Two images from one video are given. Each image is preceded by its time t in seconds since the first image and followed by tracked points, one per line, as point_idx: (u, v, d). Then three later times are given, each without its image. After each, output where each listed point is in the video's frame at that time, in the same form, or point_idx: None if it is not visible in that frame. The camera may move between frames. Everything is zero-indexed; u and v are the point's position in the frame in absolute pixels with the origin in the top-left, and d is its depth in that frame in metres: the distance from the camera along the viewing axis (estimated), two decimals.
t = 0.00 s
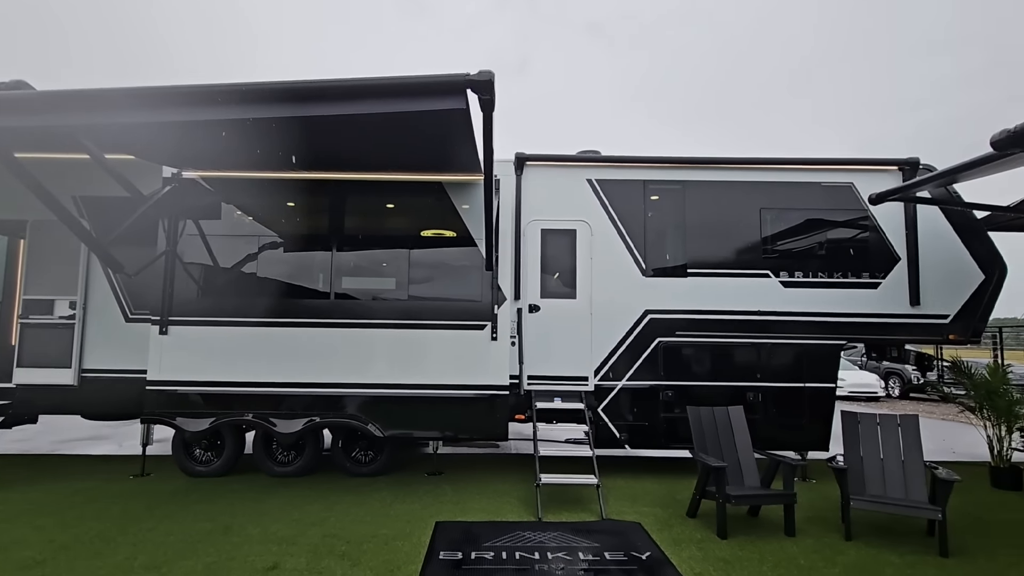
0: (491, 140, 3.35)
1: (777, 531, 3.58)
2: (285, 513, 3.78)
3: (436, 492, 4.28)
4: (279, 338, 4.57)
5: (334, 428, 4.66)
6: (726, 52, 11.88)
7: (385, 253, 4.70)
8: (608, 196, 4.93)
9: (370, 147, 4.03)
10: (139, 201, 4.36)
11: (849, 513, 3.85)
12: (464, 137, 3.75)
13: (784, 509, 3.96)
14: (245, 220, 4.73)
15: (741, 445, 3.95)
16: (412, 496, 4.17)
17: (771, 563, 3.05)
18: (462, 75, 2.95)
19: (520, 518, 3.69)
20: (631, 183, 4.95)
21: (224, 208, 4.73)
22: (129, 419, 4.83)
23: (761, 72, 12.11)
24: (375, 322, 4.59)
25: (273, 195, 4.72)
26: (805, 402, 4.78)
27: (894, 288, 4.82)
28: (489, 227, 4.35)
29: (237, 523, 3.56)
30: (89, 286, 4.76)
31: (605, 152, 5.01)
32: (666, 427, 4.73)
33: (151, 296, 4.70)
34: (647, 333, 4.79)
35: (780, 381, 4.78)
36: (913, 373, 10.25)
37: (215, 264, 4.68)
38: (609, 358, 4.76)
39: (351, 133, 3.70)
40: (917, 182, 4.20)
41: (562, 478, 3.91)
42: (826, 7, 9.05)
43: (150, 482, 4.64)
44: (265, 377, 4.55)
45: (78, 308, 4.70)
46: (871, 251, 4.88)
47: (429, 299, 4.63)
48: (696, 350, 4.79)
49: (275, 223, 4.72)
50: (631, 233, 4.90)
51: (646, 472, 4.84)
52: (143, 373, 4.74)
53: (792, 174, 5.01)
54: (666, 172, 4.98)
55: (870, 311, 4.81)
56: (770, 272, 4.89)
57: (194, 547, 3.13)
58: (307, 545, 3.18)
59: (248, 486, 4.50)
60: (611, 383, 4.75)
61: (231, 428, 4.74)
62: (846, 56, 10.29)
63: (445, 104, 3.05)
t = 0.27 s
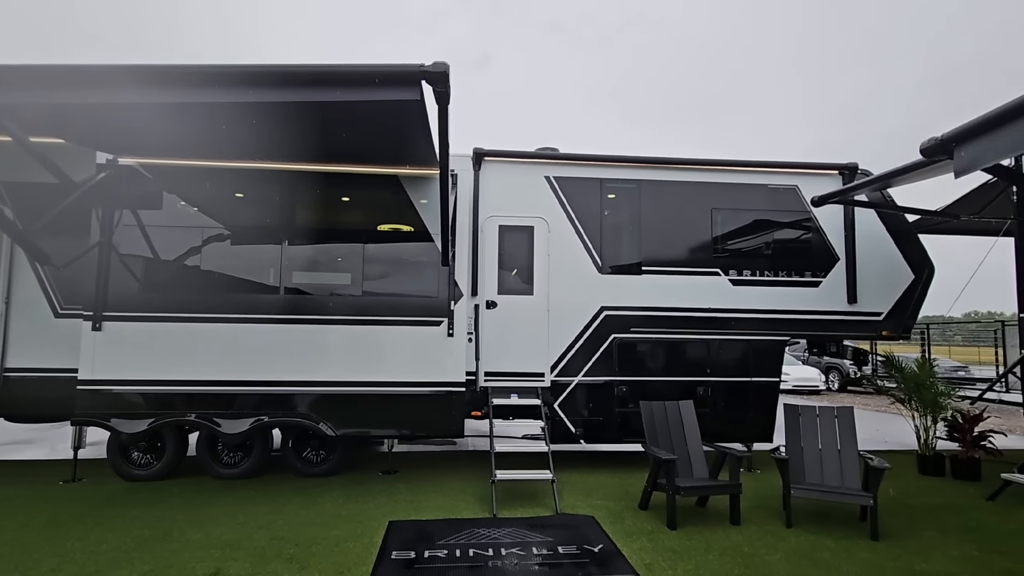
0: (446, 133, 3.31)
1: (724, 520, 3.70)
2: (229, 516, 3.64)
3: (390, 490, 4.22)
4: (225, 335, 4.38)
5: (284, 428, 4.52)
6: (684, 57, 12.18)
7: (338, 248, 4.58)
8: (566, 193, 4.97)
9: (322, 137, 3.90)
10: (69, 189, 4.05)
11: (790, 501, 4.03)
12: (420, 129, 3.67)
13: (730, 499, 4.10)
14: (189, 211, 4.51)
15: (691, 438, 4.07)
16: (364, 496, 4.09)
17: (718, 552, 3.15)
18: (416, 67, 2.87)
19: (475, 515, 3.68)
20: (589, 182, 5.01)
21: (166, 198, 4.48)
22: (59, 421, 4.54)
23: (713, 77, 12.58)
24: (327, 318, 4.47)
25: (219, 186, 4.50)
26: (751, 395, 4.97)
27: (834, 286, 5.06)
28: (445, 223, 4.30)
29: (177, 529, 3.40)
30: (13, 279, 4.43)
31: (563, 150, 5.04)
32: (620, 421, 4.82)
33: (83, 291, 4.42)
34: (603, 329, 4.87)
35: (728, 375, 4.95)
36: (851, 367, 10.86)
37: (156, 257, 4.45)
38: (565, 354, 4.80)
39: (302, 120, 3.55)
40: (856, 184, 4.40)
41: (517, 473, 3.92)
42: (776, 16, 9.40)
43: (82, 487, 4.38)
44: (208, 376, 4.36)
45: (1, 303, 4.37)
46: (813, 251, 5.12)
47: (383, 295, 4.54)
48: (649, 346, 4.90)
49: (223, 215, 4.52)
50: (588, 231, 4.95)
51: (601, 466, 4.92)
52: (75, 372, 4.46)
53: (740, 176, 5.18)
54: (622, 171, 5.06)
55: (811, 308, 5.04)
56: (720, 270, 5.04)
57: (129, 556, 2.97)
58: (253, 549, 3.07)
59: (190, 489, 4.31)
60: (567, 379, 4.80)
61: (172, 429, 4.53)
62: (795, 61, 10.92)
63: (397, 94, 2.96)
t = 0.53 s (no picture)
0: (401, 127, 3.23)
1: (679, 514, 3.77)
2: (172, 524, 3.47)
3: (346, 493, 4.12)
4: (169, 334, 4.18)
5: (234, 430, 4.35)
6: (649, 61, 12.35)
7: (292, 244, 4.44)
8: (527, 191, 4.96)
9: (273, 128, 3.71)
10: None
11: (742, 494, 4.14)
12: (374, 121, 3.55)
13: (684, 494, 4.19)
14: (132, 203, 4.27)
15: (647, 434, 4.13)
16: (319, 499, 3.98)
17: (672, 546, 3.21)
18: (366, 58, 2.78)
19: (432, 516, 3.63)
20: (550, 180, 5.01)
21: (105, 188, 4.23)
22: None
23: (675, 80, 12.84)
24: (279, 316, 4.32)
25: (164, 177, 4.23)
26: (706, 392, 5.09)
27: (784, 285, 5.23)
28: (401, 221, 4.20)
29: (114, 539, 3.22)
30: None
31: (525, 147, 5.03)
32: (579, 418, 4.86)
33: (11, 286, 4.14)
34: (563, 327, 4.88)
35: (684, 372, 5.05)
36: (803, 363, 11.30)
37: (94, 251, 4.19)
38: (525, 352, 4.80)
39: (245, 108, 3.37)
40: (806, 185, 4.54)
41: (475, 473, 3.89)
42: (745, 22, 9.63)
43: (11, 497, 4.10)
44: (151, 377, 4.14)
45: None
46: (765, 251, 5.27)
47: (338, 292, 4.42)
48: (609, 343, 4.95)
49: (170, 208, 4.29)
50: (548, 229, 4.96)
51: (561, 463, 4.94)
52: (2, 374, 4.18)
53: (697, 177, 5.29)
54: (582, 170, 5.08)
55: (764, 306, 5.19)
56: (677, 269, 5.13)
57: (58, 569, 2.79)
58: (196, 558, 2.93)
59: (132, 496, 4.10)
60: (527, 377, 4.79)
61: (112, 433, 4.30)
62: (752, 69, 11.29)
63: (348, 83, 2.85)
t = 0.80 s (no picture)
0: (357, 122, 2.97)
1: (640, 513, 3.78)
2: (114, 534, 3.30)
3: (303, 497, 4.00)
4: (114, 334, 3.97)
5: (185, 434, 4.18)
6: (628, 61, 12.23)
7: (248, 241, 4.30)
8: (493, 189, 4.91)
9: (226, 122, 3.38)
10: None
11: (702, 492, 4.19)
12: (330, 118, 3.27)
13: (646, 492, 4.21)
14: (77, 196, 4.05)
15: (610, 433, 4.13)
16: (274, 504, 3.85)
17: (632, 545, 3.20)
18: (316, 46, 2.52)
19: (391, 520, 3.55)
20: (516, 178, 4.97)
21: (47, 179, 3.97)
22: None
23: (651, 81, 12.85)
24: (233, 315, 4.16)
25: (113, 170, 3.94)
26: (669, 390, 5.13)
27: (745, 284, 5.32)
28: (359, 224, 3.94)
29: (48, 551, 3.04)
30: None
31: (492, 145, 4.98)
32: (544, 418, 4.83)
33: None
34: (528, 326, 4.85)
35: (648, 371, 5.08)
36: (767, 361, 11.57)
37: (32, 245, 3.95)
38: (490, 351, 4.74)
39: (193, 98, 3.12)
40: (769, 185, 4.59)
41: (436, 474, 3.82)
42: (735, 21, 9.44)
43: None
44: (93, 380, 3.93)
45: None
46: (728, 251, 5.35)
47: (295, 290, 4.29)
48: (574, 342, 4.94)
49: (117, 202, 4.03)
50: (514, 227, 4.91)
51: (526, 463, 4.91)
52: None
53: (661, 177, 5.34)
54: (548, 168, 5.06)
55: (726, 305, 5.26)
56: (641, 268, 5.16)
57: None
58: (137, 570, 2.79)
59: (73, 505, 3.89)
60: (492, 376, 4.74)
61: (53, 438, 4.08)
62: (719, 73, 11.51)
63: (291, 76, 2.57)
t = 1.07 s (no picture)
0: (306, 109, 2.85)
1: (603, 515, 3.74)
2: (48, 547, 3.10)
3: (256, 505, 3.84)
4: (53, 335, 3.76)
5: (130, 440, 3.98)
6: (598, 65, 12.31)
7: (199, 238, 4.10)
8: (459, 186, 4.82)
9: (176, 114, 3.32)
10: None
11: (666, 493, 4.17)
12: (277, 105, 3.14)
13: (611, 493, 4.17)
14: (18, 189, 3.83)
15: (574, 434, 4.08)
16: (224, 512, 3.68)
17: (593, 548, 3.15)
18: (253, 30, 2.39)
19: (348, 527, 3.43)
20: (482, 176, 4.90)
21: None
22: None
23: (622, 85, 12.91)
24: (182, 315, 3.98)
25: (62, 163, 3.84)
26: (635, 391, 5.11)
27: (712, 285, 5.34)
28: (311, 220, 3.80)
29: None
30: None
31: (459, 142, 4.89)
32: (510, 419, 4.76)
33: None
34: (494, 327, 4.78)
35: (615, 371, 5.05)
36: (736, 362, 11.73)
37: None
38: (455, 351, 4.65)
39: (129, 85, 2.96)
40: (735, 186, 4.60)
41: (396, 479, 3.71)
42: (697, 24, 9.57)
43: None
44: (29, 384, 3.72)
45: None
46: (695, 251, 5.36)
47: (248, 288, 4.13)
48: (540, 342, 4.87)
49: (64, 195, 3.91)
50: (480, 225, 4.83)
51: (491, 466, 4.82)
52: None
53: (629, 177, 5.32)
54: (515, 167, 5.00)
55: (692, 305, 5.27)
56: (609, 268, 5.13)
57: None
58: None
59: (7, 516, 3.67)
60: (457, 377, 4.65)
61: None
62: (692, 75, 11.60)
63: (229, 63, 2.45)
